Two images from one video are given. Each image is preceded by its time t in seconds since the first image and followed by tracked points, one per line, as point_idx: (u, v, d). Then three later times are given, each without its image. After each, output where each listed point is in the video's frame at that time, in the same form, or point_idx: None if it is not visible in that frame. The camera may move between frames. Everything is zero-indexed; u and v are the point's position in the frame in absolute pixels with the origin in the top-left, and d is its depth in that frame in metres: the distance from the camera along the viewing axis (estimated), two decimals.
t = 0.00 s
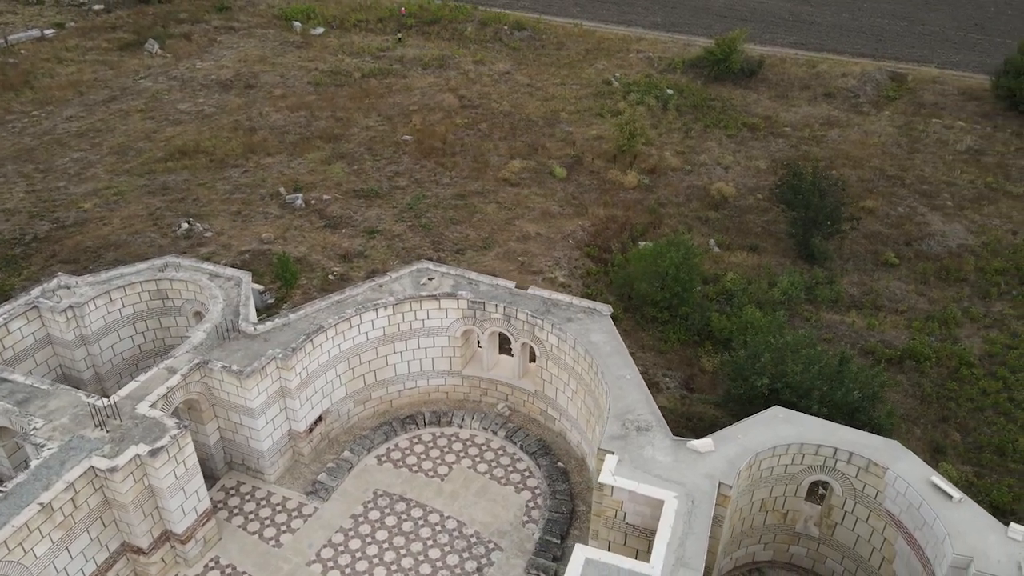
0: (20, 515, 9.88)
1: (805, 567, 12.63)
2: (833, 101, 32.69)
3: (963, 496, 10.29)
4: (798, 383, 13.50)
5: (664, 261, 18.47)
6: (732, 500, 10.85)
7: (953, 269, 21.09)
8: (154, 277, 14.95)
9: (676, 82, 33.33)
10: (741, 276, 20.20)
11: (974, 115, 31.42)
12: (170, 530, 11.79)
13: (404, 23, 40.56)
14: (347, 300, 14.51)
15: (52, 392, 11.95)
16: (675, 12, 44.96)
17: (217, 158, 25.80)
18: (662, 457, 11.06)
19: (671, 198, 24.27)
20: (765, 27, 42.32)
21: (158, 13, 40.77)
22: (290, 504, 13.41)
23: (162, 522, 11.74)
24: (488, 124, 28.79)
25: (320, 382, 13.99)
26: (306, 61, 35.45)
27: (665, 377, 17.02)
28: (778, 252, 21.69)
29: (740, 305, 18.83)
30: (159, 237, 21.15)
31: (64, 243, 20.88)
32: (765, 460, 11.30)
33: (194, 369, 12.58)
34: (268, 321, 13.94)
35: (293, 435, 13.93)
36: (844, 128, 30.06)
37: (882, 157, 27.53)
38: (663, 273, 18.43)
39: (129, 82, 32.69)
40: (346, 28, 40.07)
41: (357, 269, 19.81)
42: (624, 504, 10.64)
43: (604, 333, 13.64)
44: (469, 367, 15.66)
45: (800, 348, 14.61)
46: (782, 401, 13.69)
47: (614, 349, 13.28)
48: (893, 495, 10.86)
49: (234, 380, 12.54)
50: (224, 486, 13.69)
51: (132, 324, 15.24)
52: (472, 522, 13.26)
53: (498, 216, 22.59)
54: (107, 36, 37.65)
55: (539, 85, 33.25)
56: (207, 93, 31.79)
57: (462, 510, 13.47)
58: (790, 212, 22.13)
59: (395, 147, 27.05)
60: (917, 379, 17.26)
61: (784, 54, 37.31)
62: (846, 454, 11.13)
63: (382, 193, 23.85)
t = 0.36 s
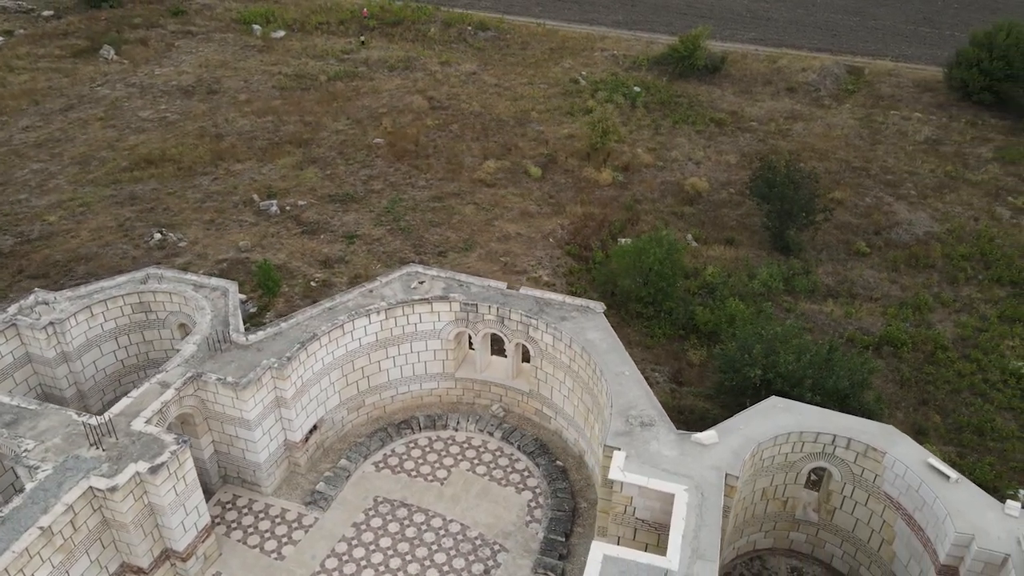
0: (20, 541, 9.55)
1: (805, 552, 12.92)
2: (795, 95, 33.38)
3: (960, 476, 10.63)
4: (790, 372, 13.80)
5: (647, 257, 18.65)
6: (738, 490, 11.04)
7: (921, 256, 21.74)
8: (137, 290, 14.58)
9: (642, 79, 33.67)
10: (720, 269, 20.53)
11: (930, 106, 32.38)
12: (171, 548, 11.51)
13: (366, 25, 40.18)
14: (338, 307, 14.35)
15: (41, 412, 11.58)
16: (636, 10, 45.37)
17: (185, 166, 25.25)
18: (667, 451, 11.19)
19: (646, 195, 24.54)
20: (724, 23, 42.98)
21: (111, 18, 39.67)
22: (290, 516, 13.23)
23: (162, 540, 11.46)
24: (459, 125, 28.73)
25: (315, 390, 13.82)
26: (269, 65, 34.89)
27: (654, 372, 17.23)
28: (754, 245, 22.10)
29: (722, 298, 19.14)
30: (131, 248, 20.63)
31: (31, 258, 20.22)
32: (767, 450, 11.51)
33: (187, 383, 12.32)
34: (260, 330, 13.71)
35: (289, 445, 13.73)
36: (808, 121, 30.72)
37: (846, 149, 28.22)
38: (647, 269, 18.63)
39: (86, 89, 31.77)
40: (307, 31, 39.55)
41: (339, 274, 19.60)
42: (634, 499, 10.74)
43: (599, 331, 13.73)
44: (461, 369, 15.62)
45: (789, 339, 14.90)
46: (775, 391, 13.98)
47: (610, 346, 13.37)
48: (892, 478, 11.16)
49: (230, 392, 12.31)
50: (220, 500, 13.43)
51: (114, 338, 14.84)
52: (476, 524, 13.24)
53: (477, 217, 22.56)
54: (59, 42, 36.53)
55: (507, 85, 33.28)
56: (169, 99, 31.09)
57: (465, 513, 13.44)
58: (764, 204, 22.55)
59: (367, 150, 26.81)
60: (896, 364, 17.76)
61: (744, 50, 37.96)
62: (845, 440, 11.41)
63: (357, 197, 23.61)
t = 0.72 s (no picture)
0: (26, 567, 9.23)
1: (806, 538, 13.22)
2: (759, 90, 34.00)
3: (958, 456, 10.99)
4: (784, 363, 14.09)
5: (632, 254, 18.82)
6: (746, 480, 11.23)
7: (892, 244, 22.37)
8: (122, 304, 14.20)
9: (610, 77, 33.95)
10: (701, 263, 20.83)
11: (889, 98, 33.30)
12: (176, 566, 11.24)
13: (329, 27, 39.72)
14: (332, 314, 14.19)
15: (34, 433, 11.19)
16: (598, 8, 45.68)
17: (154, 175, 24.66)
18: (675, 445, 11.32)
19: (623, 192, 24.77)
20: (685, 21, 43.57)
21: (62, 23, 38.49)
22: (293, 527, 13.04)
23: (168, 559, 11.18)
24: (431, 127, 28.61)
25: (313, 399, 13.63)
26: (232, 69, 34.27)
27: (644, 367, 17.42)
28: (731, 238, 22.48)
29: (706, 292, 19.43)
30: (104, 261, 20.08)
31: None
32: (770, 439, 11.74)
33: (185, 397, 12.05)
34: (254, 340, 13.48)
35: (289, 455, 13.53)
36: (773, 115, 31.34)
37: (812, 142, 28.86)
38: (633, 266, 18.81)
39: (42, 98, 30.78)
40: (268, 34, 38.94)
41: (323, 281, 19.36)
42: (647, 494, 10.84)
43: (596, 328, 13.80)
44: (456, 372, 15.57)
45: (780, 330, 15.20)
46: (769, 381, 14.26)
47: (609, 343, 13.46)
48: (892, 461, 11.49)
49: (230, 405, 12.08)
50: (219, 514, 13.17)
51: (99, 354, 14.43)
52: (482, 526, 13.21)
53: (457, 218, 22.51)
54: (9, 50, 35.31)
55: (476, 86, 33.25)
56: (130, 107, 30.32)
57: (470, 516, 13.41)
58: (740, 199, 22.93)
59: (340, 154, 26.53)
60: (876, 350, 18.26)
61: (707, 47, 38.55)
62: (845, 426, 11.70)
63: (334, 202, 23.34)
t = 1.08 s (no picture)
0: None
1: (808, 524, 13.50)
2: (725, 86, 34.54)
3: (957, 438, 11.33)
4: (779, 354, 14.39)
5: (618, 251, 18.97)
6: (755, 470, 11.42)
7: (865, 234, 22.95)
8: (110, 318, 13.82)
9: (579, 76, 34.16)
10: (684, 258, 21.12)
11: (850, 91, 34.12)
12: None
13: (291, 30, 39.15)
14: (329, 321, 14.02)
15: (32, 455, 10.83)
16: (560, 7, 45.87)
17: (123, 184, 24.02)
18: (685, 439, 11.46)
19: (601, 189, 24.95)
20: (647, 19, 44.01)
21: (12, 30, 37.19)
22: (299, 539, 12.86)
23: None
24: (405, 129, 28.45)
25: (313, 408, 13.46)
26: (195, 75, 33.56)
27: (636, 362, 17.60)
28: (710, 233, 22.82)
29: (691, 286, 19.70)
30: (78, 274, 19.49)
31: None
32: (775, 429, 11.96)
33: (187, 411, 11.79)
34: (252, 351, 13.26)
35: (291, 466, 13.33)
36: (741, 110, 31.89)
37: (781, 135, 29.43)
38: (619, 263, 18.97)
39: None
40: (229, 39, 38.21)
41: (308, 288, 19.10)
42: (661, 488, 10.95)
43: (596, 327, 13.89)
44: (454, 375, 15.52)
45: (771, 322, 15.49)
46: (765, 372, 14.54)
47: (610, 341, 13.55)
48: (893, 445, 11.81)
49: (233, 417, 11.86)
50: (222, 530, 12.91)
51: (87, 371, 14.03)
52: (490, 529, 13.19)
53: (439, 220, 22.41)
54: None
55: (446, 87, 33.14)
56: (92, 115, 29.47)
57: (478, 518, 13.37)
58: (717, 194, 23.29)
59: (314, 158, 26.19)
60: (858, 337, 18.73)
61: (671, 44, 39.03)
62: (846, 413, 11.98)
63: (313, 208, 23.05)
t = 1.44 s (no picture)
0: None
1: (810, 511, 13.79)
2: (692, 82, 35.02)
3: (957, 420, 11.69)
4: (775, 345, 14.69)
5: (606, 248, 19.08)
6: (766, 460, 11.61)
7: (840, 224, 23.52)
8: (100, 334, 13.42)
9: (549, 75, 34.30)
10: (668, 254, 21.36)
11: (813, 85, 34.88)
12: None
13: (254, 34, 38.48)
14: (328, 328, 13.84)
15: (36, 477, 10.47)
16: (524, 6, 45.94)
17: (92, 195, 23.33)
18: (696, 433, 11.60)
19: (580, 187, 25.09)
20: (611, 17, 44.37)
21: None
22: (309, 550, 12.69)
23: None
24: (379, 132, 28.22)
25: (317, 418, 13.27)
26: (157, 81, 32.77)
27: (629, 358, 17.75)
28: (691, 228, 23.12)
29: (677, 281, 19.94)
30: (54, 290, 18.89)
31: None
32: (781, 420, 12.18)
33: (193, 426, 11.54)
34: (252, 362, 13.03)
35: (297, 477, 13.13)
36: (710, 105, 32.36)
37: (751, 130, 29.96)
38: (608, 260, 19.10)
39: None
40: (190, 44, 37.41)
41: (296, 295, 18.81)
42: (677, 482, 11.07)
43: (597, 324, 13.97)
44: (453, 379, 15.45)
45: (764, 314, 15.76)
46: (763, 363, 14.82)
47: (612, 338, 13.64)
48: (895, 430, 12.13)
49: (241, 430, 11.65)
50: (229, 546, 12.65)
51: (78, 389, 13.62)
52: (502, 530, 13.18)
53: (422, 223, 22.29)
54: None
55: (417, 88, 32.96)
56: (52, 125, 28.56)
57: (488, 520, 13.35)
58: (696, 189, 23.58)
59: (290, 164, 25.81)
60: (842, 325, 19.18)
61: (637, 41, 39.41)
62: (849, 400, 12.27)
63: (292, 214, 22.72)
